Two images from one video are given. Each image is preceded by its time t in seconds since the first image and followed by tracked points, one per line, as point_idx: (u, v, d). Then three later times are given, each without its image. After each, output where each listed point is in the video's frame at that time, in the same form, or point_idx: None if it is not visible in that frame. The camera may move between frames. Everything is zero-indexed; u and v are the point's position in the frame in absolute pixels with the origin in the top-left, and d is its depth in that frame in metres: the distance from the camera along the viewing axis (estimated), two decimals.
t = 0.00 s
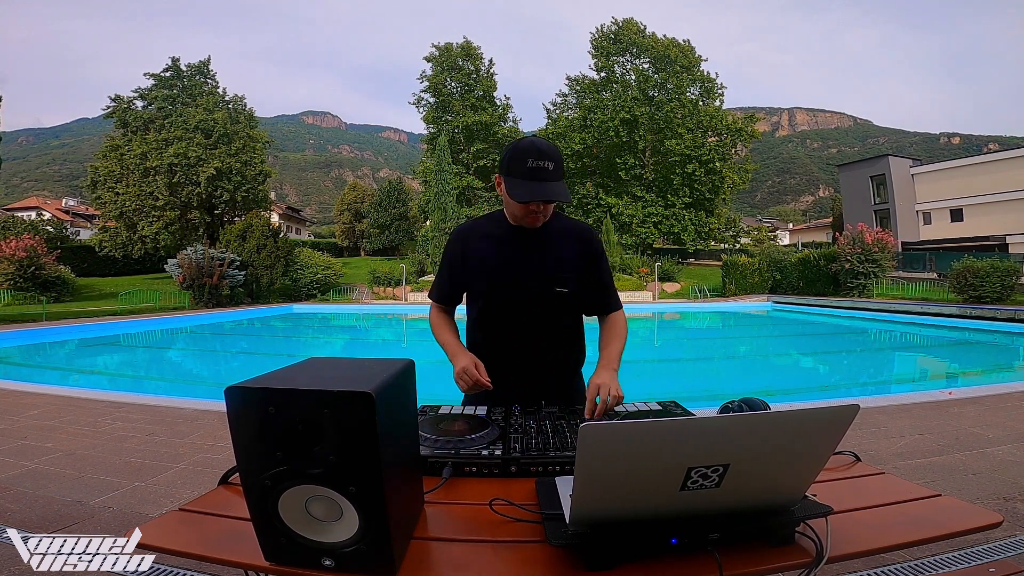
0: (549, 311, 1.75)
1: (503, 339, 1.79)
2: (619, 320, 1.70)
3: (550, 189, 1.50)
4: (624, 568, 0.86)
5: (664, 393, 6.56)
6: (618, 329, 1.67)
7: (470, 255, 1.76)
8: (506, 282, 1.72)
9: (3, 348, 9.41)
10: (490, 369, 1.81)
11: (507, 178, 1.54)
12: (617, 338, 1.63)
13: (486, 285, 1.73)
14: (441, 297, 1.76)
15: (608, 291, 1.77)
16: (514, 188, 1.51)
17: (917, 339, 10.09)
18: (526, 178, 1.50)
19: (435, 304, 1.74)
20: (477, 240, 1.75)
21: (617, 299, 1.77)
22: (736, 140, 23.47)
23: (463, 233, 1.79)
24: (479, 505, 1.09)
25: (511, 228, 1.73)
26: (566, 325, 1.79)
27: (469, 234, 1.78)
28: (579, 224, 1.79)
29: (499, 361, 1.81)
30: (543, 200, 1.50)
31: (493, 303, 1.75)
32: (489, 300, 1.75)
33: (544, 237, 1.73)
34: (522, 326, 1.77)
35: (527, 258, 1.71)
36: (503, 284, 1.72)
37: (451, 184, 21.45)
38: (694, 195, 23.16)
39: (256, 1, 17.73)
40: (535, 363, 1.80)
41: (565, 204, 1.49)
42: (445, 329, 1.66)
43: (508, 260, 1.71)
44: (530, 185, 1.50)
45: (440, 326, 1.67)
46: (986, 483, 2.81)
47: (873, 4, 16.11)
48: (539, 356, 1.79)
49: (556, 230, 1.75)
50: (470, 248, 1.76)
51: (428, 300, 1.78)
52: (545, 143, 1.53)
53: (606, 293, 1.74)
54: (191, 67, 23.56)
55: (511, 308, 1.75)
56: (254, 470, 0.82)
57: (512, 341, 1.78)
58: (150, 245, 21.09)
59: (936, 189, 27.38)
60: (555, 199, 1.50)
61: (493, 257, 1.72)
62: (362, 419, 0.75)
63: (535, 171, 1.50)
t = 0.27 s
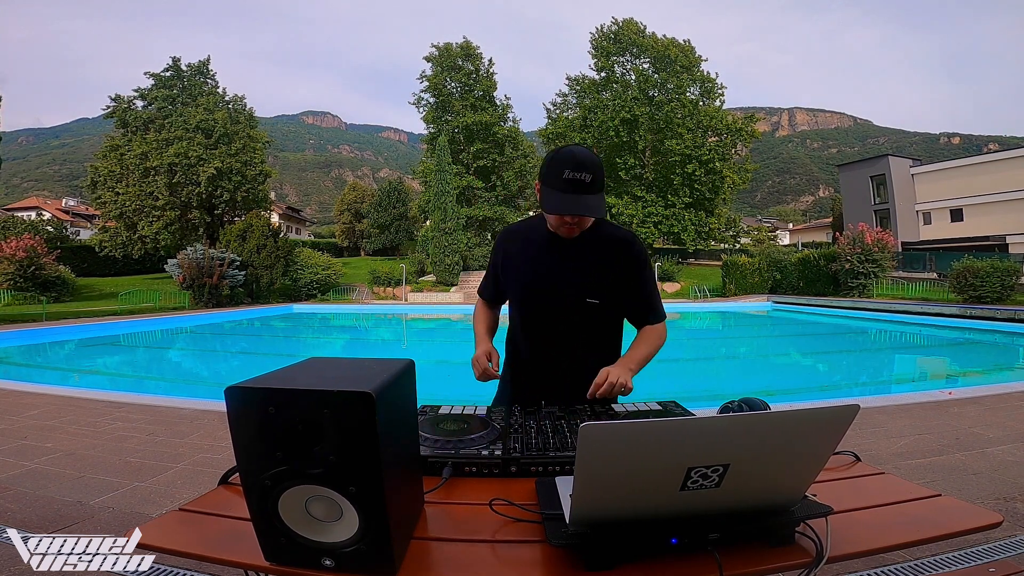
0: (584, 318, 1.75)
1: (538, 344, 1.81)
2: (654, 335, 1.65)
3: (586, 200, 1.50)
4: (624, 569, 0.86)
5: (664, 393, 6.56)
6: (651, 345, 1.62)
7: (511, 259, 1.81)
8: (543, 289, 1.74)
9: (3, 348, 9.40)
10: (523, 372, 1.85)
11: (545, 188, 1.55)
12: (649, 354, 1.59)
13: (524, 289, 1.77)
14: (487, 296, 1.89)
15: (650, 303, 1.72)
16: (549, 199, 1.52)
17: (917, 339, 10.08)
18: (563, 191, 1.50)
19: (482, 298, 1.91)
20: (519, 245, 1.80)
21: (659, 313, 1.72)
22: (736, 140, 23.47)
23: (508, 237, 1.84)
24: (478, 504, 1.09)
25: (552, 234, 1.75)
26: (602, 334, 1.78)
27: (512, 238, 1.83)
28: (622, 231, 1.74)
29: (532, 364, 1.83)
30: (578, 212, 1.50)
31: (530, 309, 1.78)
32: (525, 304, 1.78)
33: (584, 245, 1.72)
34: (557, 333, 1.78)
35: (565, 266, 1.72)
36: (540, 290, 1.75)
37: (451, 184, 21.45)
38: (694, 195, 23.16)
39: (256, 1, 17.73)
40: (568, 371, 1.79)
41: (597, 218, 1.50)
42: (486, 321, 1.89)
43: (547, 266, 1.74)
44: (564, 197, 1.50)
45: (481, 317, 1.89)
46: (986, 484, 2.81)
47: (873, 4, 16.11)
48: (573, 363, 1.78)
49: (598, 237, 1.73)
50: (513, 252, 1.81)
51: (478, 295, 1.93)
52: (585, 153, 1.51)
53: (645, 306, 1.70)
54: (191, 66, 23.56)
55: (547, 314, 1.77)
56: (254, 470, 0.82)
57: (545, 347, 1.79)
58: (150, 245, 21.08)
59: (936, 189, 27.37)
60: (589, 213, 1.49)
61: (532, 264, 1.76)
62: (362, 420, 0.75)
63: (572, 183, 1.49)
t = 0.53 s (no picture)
0: (591, 315, 1.75)
1: (546, 339, 1.81)
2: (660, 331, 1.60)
3: (592, 191, 1.47)
4: (623, 568, 0.86)
5: (664, 393, 6.55)
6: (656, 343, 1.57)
7: (523, 253, 1.83)
8: (551, 283, 1.75)
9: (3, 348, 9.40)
10: (532, 368, 1.85)
11: (553, 178, 1.54)
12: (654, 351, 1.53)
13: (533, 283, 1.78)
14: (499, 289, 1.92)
15: (660, 301, 1.67)
16: (554, 189, 1.51)
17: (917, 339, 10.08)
18: (568, 180, 1.49)
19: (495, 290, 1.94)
20: (532, 239, 1.82)
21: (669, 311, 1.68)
22: (736, 140, 23.46)
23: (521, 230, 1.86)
24: (478, 505, 1.09)
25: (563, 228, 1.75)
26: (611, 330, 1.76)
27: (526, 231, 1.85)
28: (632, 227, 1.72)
29: (541, 360, 1.82)
30: (581, 202, 1.48)
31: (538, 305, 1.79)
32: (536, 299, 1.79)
33: (594, 238, 1.71)
34: (565, 328, 1.77)
35: (574, 260, 1.72)
36: (549, 284, 1.75)
37: (451, 184, 21.45)
38: (694, 195, 23.17)
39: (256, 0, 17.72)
40: (574, 368, 1.78)
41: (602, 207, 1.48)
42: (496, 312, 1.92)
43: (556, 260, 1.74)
44: (569, 186, 1.48)
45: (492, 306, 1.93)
46: (986, 483, 2.81)
47: (874, 4, 16.10)
48: (581, 360, 1.77)
49: (609, 232, 1.71)
50: (525, 246, 1.82)
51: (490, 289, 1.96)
52: (594, 145, 1.49)
53: (655, 303, 1.65)
54: (190, 66, 23.55)
55: (555, 309, 1.77)
56: (254, 471, 0.82)
57: (554, 341, 1.79)
58: (150, 245, 21.08)
59: (936, 189, 27.37)
60: (592, 203, 1.48)
61: (542, 258, 1.77)
62: (363, 420, 0.75)
63: (576, 173, 1.47)
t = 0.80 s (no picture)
0: (576, 317, 1.75)
1: (535, 341, 1.81)
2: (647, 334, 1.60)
3: (574, 194, 1.49)
4: (623, 568, 0.86)
5: (664, 393, 6.55)
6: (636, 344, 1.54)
7: (513, 254, 1.82)
8: (540, 285, 1.75)
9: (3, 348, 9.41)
10: (520, 369, 1.85)
11: (539, 182, 1.57)
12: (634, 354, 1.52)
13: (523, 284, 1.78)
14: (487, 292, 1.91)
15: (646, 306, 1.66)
16: (538, 191, 1.54)
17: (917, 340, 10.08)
18: (553, 183, 1.51)
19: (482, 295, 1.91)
20: (521, 240, 1.82)
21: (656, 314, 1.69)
22: (736, 140, 23.45)
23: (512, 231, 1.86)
24: (479, 505, 1.09)
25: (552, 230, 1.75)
26: (600, 334, 1.76)
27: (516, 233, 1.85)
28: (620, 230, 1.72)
29: (530, 362, 1.83)
30: (566, 205, 1.50)
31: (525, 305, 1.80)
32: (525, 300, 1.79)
33: (585, 241, 1.71)
34: (554, 330, 1.78)
35: (563, 263, 1.72)
36: (538, 286, 1.76)
37: (451, 184, 21.46)
38: (694, 195, 23.17)
39: None
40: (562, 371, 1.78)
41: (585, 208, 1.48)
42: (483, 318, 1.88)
43: (546, 263, 1.74)
44: (554, 189, 1.50)
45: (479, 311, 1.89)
46: (986, 484, 2.81)
47: (874, 4, 16.09)
48: (569, 362, 1.77)
49: (598, 235, 1.71)
50: (514, 247, 1.83)
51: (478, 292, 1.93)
52: (582, 148, 1.51)
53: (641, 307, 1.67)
54: (190, 66, 23.54)
55: (543, 311, 1.78)
56: (255, 470, 0.82)
57: (542, 343, 1.80)
58: (150, 245, 21.09)
59: (936, 189, 27.38)
60: (577, 206, 1.49)
61: (532, 259, 1.77)
62: (364, 422, 0.75)
63: (560, 175, 1.49)
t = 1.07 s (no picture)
0: (543, 318, 1.75)
1: (498, 345, 1.79)
2: (611, 328, 1.67)
3: (528, 196, 1.49)
4: (623, 568, 0.86)
5: (664, 393, 6.55)
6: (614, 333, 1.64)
7: (471, 259, 1.77)
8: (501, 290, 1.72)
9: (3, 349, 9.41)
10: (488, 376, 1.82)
11: (492, 185, 1.56)
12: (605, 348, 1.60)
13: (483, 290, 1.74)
14: (442, 302, 1.79)
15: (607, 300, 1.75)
16: (494, 197, 1.53)
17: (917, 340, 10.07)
18: (507, 186, 1.51)
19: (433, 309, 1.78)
20: (478, 245, 1.76)
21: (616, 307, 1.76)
22: (736, 140, 23.46)
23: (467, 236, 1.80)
24: (478, 504, 1.09)
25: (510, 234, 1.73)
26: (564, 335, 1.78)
27: (471, 237, 1.79)
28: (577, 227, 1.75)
29: (495, 366, 1.80)
30: (520, 208, 1.50)
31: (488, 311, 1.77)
32: (487, 305, 1.76)
33: (543, 243, 1.71)
34: (516, 334, 1.77)
35: (523, 267, 1.70)
36: (499, 291, 1.72)
37: (451, 184, 21.46)
38: (694, 195, 23.17)
39: None
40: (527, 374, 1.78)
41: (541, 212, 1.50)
42: (434, 336, 1.72)
43: (505, 268, 1.71)
44: (507, 193, 1.50)
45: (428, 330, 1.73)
46: (986, 484, 2.81)
47: (874, 4, 16.09)
48: (533, 364, 1.78)
49: (557, 236, 1.71)
50: (472, 253, 1.77)
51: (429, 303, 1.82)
52: (530, 151, 1.51)
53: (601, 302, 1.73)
54: (190, 66, 23.54)
55: (505, 315, 1.76)
56: (254, 470, 0.82)
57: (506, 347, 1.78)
58: (151, 245, 21.09)
59: (936, 189, 27.37)
60: (531, 209, 1.49)
61: (491, 264, 1.73)
62: (364, 421, 0.75)
63: (513, 177, 1.50)
